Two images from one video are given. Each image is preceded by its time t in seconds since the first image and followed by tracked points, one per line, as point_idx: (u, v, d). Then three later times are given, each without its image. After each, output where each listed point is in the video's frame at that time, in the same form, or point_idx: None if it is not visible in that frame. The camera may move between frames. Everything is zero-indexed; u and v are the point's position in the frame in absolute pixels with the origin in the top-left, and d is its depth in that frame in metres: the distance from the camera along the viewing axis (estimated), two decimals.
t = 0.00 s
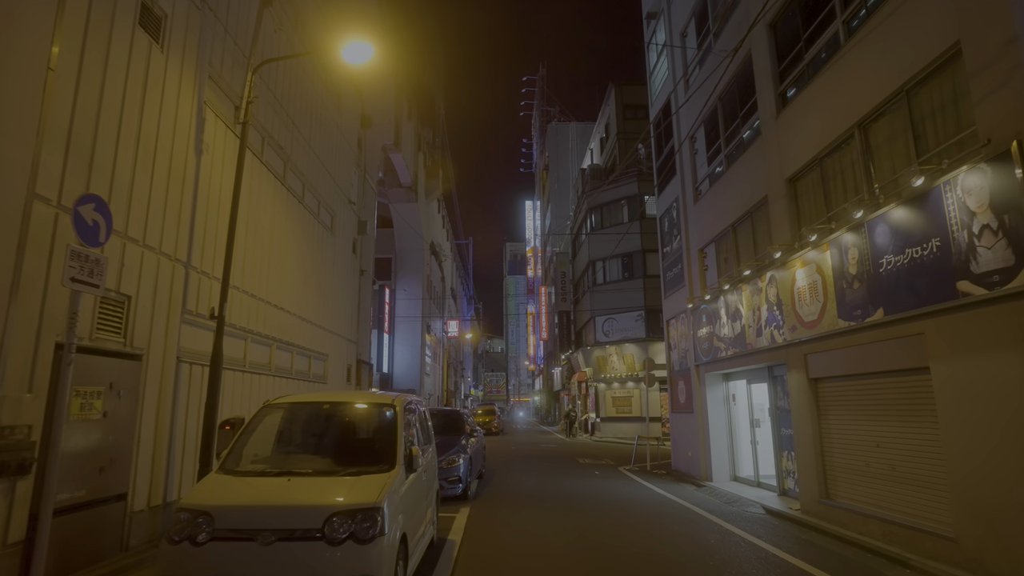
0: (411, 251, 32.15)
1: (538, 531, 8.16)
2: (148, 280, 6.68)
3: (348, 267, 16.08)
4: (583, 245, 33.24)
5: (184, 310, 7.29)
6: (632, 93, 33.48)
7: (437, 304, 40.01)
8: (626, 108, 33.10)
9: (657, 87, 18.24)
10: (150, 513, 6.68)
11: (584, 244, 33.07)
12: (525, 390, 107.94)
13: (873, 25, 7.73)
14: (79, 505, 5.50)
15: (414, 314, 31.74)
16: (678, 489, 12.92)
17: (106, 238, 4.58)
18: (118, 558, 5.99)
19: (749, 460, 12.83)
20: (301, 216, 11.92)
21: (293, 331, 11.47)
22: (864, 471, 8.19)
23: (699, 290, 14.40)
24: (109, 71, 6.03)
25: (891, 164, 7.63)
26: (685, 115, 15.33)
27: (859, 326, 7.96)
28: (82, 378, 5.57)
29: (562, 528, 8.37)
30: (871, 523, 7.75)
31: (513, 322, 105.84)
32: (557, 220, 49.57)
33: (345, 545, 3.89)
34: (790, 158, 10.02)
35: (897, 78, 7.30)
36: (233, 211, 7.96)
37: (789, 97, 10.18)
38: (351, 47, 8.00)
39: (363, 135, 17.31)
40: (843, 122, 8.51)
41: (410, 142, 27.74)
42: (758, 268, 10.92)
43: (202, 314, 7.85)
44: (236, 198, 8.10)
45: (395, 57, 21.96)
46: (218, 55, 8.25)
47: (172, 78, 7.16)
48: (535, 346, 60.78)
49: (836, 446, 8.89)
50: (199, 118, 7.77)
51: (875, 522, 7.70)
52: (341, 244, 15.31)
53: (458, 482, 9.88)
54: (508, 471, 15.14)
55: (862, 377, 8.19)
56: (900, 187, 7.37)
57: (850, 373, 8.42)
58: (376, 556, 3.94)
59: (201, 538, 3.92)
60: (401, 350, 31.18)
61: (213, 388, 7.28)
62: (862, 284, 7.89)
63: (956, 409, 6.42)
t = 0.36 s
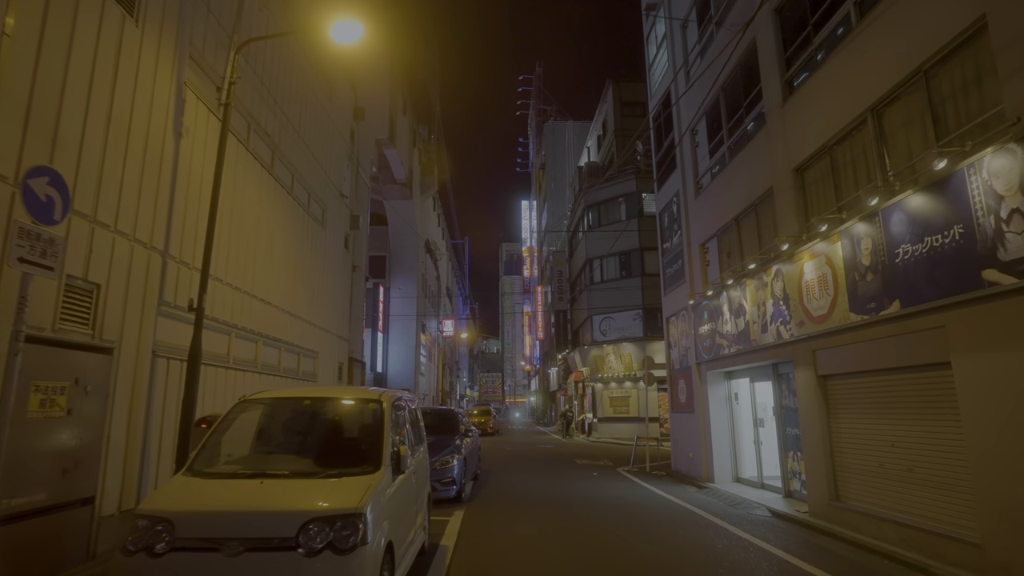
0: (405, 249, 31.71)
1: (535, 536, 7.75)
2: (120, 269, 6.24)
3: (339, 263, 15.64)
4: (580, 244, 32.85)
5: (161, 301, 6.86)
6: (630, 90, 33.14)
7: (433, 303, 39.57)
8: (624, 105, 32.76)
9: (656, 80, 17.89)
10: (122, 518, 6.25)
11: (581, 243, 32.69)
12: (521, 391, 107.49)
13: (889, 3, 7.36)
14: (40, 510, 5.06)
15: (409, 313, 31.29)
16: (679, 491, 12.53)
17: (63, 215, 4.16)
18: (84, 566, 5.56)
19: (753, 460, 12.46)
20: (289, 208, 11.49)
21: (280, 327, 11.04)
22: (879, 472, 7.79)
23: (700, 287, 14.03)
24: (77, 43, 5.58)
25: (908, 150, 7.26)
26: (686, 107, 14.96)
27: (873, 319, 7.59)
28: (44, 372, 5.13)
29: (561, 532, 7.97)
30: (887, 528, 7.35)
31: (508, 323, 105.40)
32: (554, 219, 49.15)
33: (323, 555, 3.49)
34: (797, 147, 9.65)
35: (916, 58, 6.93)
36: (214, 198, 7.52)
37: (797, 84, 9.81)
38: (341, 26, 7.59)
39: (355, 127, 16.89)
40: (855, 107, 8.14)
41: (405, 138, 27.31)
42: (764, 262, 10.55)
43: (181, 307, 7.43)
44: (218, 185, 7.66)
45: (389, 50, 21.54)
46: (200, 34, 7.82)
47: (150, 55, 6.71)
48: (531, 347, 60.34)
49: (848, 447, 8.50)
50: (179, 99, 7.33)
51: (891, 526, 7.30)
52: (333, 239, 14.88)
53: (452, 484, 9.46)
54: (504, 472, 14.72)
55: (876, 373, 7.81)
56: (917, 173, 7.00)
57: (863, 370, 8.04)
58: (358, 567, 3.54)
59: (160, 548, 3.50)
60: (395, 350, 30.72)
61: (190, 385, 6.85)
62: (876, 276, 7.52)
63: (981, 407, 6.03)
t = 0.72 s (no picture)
0: (396, 246, 31.21)
1: (527, 545, 7.35)
2: (81, 260, 5.78)
3: (326, 259, 15.17)
4: (573, 243, 32.48)
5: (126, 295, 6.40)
6: (624, 87, 32.81)
7: (423, 301, 39.12)
8: (618, 103, 32.43)
9: (653, 75, 17.55)
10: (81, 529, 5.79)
11: (574, 242, 32.32)
12: (512, 391, 107.20)
13: None
14: None
15: (399, 311, 30.81)
16: (674, 495, 12.18)
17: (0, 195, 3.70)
18: None
19: (751, 464, 12.11)
20: (272, 201, 11.02)
21: (260, 325, 10.56)
22: (887, 479, 7.44)
23: (697, 286, 13.69)
24: (30, 11, 5.10)
25: (921, 143, 6.92)
26: (684, 102, 14.61)
27: (882, 320, 7.25)
28: None
29: (554, 542, 7.57)
30: (896, 538, 7.01)
31: (500, 322, 104.96)
32: (546, 218, 48.75)
33: None
34: (801, 140, 9.31)
35: (931, 45, 6.59)
36: (187, 186, 7.06)
37: (801, 75, 9.47)
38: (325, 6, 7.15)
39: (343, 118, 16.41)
40: (863, 99, 7.80)
41: (396, 134, 26.80)
42: (765, 260, 10.21)
43: (149, 301, 6.96)
44: (191, 173, 7.20)
45: (380, 43, 21.05)
46: (173, 11, 7.35)
47: (116, 32, 6.23)
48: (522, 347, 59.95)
49: (853, 452, 8.15)
50: (149, 80, 6.86)
51: (901, 536, 6.95)
52: (319, 234, 14.40)
53: (439, 490, 9.03)
54: (495, 475, 14.31)
55: (885, 375, 7.47)
56: (931, 166, 6.66)
57: (869, 372, 7.69)
58: None
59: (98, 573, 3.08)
60: (385, 348, 30.25)
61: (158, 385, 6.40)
62: (886, 274, 7.17)
63: (1000, 413, 5.69)
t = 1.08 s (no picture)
0: (369, 242, 30.52)
1: (501, 552, 6.93)
2: (9, 238, 5.17)
3: (295, 250, 14.54)
4: (551, 240, 32.14)
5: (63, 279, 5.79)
6: (604, 85, 32.60)
7: (398, 299, 38.43)
8: (598, 101, 32.20)
9: (634, 69, 17.27)
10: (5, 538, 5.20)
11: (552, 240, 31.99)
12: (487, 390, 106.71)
13: None
14: None
15: (372, 308, 30.12)
16: (652, 496, 11.88)
17: None
18: None
19: (730, 465, 11.86)
20: (235, 186, 10.41)
21: (221, 317, 9.95)
22: (876, 481, 7.17)
23: (677, 283, 13.43)
24: None
25: (916, 132, 6.67)
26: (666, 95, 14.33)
27: (873, 315, 6.99)
28: None
29: (530, 548, 7.16)
30: (886, 543, 6.73)
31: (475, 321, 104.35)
32: (523, 216, 48.37)
33: None
34: (788, 132, 9.05)
35: (929, 30, 6.33)
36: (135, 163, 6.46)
37: (789, 65, 9.20)
38: None
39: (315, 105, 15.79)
40: (855, 87, 7.54)
41: (371, 126, 26.13)
42: (749, 255, 9.95)
43: (92, 288, 6.37)
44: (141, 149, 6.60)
45: (355, 30, 20.42)
46: None
47: None
48: (497, 346, 59.51)
49: (839, 453, 7.89)
50: (95, 45, 6.26)
51: (891, 540, 6.68)
52: (288, 224, 13.78)
53: (410, 492, 8.56)
54: (468, 476, 13.85)
55: (875, 373, 7.20)
56: (927, 155, 6.41)
57: (859, 370, 7.43)
58: None
59: None
60: (357, 345, 29.55)
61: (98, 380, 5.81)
62: (878, 268, 6.91)
63: (1000, 412, 5.43)
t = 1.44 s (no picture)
0: (357, 240, 30.02)
1: (491, 564, 6.53)
2: None
3: (279, 247, 14.06)
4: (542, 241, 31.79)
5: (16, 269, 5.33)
6: (596, 84, 32.31)
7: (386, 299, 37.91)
8: (590, 100, 31.92)
9: (629, 65, 16.96)
10: None
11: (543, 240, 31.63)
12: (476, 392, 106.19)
13: None
14: None
15: (359, 307, 29.60)
16: (647, 502, 11.53)
17: None
18: None
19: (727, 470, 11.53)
20: (215, 177, 9.95)
21: (197, 314, 9.48)
22: (885, 488, 6.85)
23: (673, 282, 13.11)
24: None
25: (929, 123, 6.36)
26: (662, 91, 14.01)
27: (883, 314, 6.66)
28: None
29: (522, 559, 6.76)
30: (895, 553, 6.40)
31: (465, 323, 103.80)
32: (513, 217, 47.98)
33: None
34: (791, 125, 8.74)
35: (944, 15, 6.03)
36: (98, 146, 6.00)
37: (791, 56, 8.90)
38: None
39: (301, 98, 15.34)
40: (863, 78, 7.24)
41: (360, 122, 25.66)
42: (749, 253, 9.63)
43: (49, 281, 5.92)
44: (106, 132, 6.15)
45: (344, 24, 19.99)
46: None
47: None
48: (487, 347, 59.06)
49: (844, 458, 7.55)
50: (55, 19, 5.81)
51: (901, 551, 6.35)
52: (272, 219, 13.31)
53: (395, 499, 8.14)
54: (457, 481, 13.43)
55: (884, 375, 6.88)
56: (940, 146, 6.11)
57: (866, 371, 7.10)
58: None
59: None
60: (344, 346, 29.02)
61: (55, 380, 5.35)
62: (888, 266, 6.58)
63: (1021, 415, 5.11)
